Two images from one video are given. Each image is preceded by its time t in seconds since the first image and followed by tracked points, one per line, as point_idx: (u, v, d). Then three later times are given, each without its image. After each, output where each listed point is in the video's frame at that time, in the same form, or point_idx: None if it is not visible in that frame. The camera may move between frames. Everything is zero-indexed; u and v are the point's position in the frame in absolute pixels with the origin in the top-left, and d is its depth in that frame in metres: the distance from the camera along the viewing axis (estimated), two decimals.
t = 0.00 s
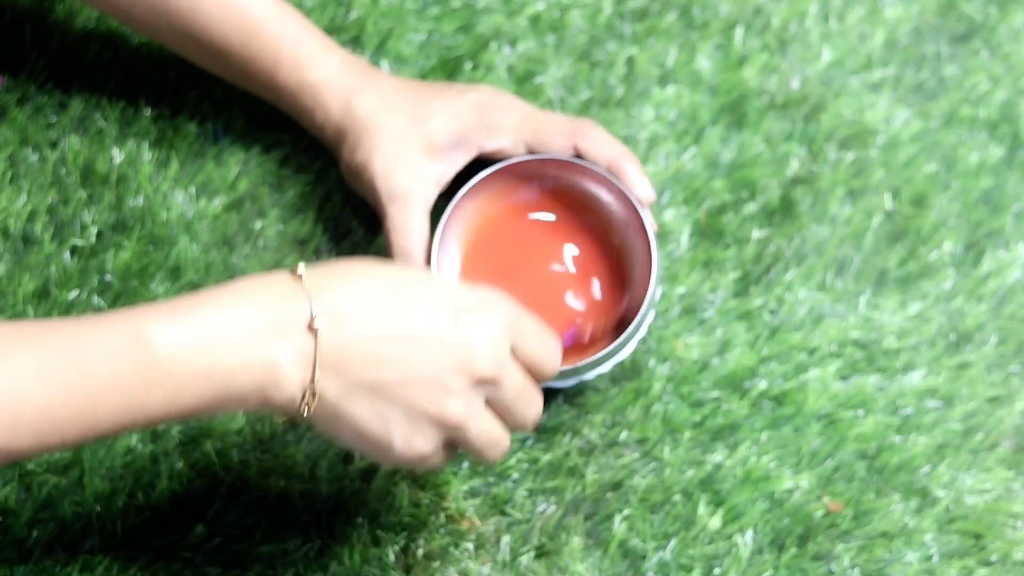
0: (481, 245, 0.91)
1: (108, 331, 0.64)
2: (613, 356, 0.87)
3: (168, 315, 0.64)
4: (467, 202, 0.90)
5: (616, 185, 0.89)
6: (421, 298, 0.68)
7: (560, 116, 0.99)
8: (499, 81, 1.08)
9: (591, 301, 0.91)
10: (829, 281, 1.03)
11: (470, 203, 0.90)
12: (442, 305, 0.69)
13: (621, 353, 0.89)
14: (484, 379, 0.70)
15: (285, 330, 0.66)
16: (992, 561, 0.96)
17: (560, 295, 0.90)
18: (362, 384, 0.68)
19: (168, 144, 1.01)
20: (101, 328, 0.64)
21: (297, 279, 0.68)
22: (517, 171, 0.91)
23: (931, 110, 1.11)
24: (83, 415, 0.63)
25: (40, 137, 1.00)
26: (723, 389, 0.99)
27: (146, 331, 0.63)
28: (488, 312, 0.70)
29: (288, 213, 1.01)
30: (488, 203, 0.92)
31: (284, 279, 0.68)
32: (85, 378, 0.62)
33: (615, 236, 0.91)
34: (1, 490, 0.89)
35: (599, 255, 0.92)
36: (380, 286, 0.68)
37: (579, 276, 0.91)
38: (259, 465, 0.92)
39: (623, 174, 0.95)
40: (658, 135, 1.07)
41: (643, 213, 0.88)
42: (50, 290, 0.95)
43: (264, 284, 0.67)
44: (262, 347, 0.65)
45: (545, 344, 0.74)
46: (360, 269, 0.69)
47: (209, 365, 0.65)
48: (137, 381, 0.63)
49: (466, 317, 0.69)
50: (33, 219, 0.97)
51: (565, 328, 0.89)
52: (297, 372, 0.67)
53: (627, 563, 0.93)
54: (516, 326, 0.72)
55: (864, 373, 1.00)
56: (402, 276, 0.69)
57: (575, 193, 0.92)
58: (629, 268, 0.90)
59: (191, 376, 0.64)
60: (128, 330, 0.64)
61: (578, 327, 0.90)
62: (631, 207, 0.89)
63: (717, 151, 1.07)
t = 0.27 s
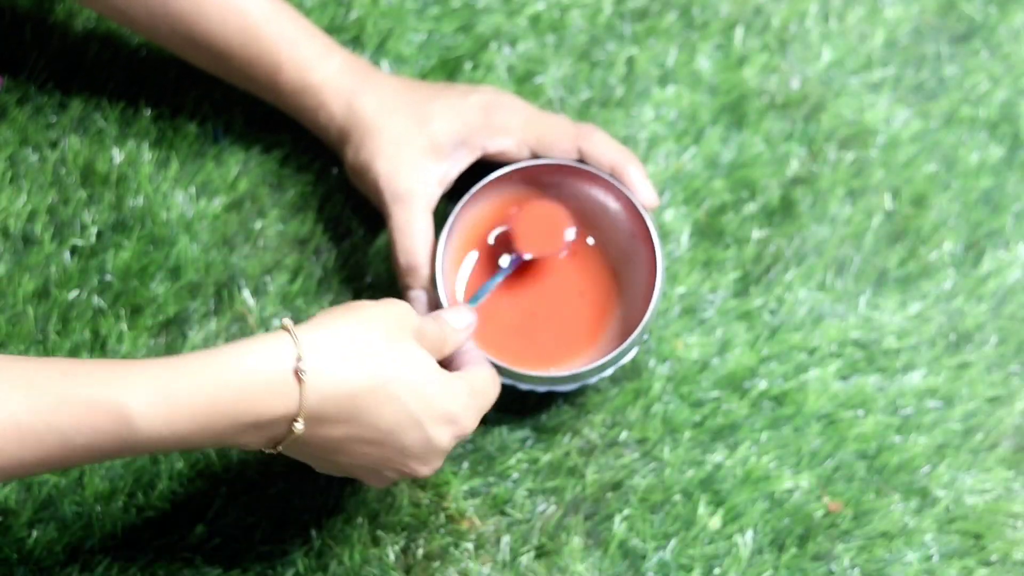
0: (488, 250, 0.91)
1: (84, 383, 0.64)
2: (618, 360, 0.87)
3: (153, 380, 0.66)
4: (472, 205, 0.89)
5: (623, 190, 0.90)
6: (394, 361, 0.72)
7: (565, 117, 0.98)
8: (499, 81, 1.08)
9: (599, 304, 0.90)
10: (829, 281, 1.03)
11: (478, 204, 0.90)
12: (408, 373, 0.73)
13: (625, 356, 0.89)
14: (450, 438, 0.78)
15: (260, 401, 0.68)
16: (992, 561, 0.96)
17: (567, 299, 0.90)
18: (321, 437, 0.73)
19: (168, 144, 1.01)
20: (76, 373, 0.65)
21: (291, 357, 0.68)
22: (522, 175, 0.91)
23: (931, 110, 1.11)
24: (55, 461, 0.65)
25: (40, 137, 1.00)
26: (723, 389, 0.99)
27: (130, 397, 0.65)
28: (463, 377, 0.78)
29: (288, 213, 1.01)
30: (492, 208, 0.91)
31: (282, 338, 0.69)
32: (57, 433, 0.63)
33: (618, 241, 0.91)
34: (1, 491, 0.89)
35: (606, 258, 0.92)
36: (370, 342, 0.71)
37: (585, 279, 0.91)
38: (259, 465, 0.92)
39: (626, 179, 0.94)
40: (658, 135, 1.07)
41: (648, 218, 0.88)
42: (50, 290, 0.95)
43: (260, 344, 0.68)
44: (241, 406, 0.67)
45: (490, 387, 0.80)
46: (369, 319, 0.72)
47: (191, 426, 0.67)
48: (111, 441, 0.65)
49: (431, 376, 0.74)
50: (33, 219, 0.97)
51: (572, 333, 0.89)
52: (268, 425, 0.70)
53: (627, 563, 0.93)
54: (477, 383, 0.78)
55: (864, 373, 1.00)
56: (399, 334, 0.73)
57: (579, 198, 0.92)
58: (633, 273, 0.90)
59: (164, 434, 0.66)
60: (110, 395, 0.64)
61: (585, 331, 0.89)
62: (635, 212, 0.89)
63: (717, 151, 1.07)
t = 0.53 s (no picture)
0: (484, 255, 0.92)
1: (59, 322, 0.65)
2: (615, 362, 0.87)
3: (119, 303, 0.64)
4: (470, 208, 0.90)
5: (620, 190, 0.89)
6: (378, 270, 0.65)
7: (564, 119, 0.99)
8: (499, 81, 1.08)
9: (598, 307, 0.90)
10: (829, 281, 1.03)
11: (473, 212, 0.90)
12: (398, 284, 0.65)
13: (624, 358, 0.88)
14: (463, 372, 0.68)
15: (237, 315, 0.64)
16: (994, 561, 0.95)
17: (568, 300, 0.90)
18: (325, 380, 0.67)
19: (167, 143, 1.01)
20: (58, 316, 0.65)
21: (251, 257, 0.65)
22: (519, 176, 0.90)
23: (932, 109, 1.11)
24: (47, 402, 0.64)
25: (40, 137, 1.00)
26: (724, 389, 0.98)
27: (98, 322, 0.64)
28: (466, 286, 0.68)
29: (287, 213, 1.00)
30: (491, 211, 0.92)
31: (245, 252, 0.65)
32: (36, 369, 0.63)
33: (618, 243, 0.91)
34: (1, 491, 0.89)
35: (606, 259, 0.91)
36: (345, 260, 0.65)
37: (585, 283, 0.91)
38: (258, 465, 0.92)
39: (626, 182, 0.95)
40: (658, 135, 1.07)
41: (646, 218, 0.87)
42: (49, 291, 0.94)
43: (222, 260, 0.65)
44: (211, 321, 0.63)
45: (514, 309, 0.71)
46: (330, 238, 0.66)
47: (168, 355, 0.64)
48: (89, 371, 0.64)
49: (427, 290, 0.66)
50: (32, 219, 0.97)
51: (572, 335, 0.89)
52: (252, 350, 0.65)
53: (627, 564, 0.93)
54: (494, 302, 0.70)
55: (865, 374, 1.00)
56: (372, 241, 0.67)
57: (577, 199, 0.92)
58: (633, 276, 0.90)
59: (139, 360, 0.64)
60: (82, 322, 0.64)
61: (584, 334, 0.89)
62: (633, 214, 0.89)
63: (717, 151, 1.07)
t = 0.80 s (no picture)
0: (486, 240, 0.88)
1: (82, 404, 0.64)
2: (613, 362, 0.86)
3: (163, 397, 0.66)
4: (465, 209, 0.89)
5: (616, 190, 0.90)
6: (389, 382, 0.72)
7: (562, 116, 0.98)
8: (499, 82, 1.09)
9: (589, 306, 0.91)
10: (828, 281, 1.03)
11: (469, 210, 0.89)
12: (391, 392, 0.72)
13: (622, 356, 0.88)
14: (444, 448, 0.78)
15: (274, 438, 0.69)
16: (991, 560, 0.96)
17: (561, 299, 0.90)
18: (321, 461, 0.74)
19: (168, 144, 1.02)
20: (91, 391, 0.65)
21: (298, 377, 0.68)
22: (515, 175, 0.91)
23: (930, 110, 1.11)
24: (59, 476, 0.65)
25: (41, 138, 1.00)
26: (723, 389, 0.99)
27: (133, 416, 0.65)
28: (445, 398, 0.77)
29: (289, 213, 1.01)
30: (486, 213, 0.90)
31: (288, 357, 0.69)
32: (54, 445, 0.63)
33: (612, 243, 0.93)
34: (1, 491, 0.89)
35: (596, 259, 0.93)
36: (361, 372, 0.71)
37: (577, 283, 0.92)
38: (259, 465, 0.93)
39: (618, 178, 0.92)
40: (657, 135, 1.08)
41: (643, 219, 0.88)
42: (51, 291, 0.94)
43: (269, 361, 0.68)
44: (245, 437, 0.68)
45: (462, 394, 0.79)
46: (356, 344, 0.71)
47: (202, 446, 0.67)
48: (118, 456, 0.65)
49: (422, 399, 0.74)
50: (33, 220, 0.97)
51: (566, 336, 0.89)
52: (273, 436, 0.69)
53: (627, 563, 0.93)
54: (465, 395, 0.79)
55: (863, 373, 1.01)
56: (390, 353, 0.73)
57: (571, 198, 0.93)
58: (626, 275, 0.92)
59: (169, 451, 0.67)
60: (123, 412, 0.65)
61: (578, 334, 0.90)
62: (629, 210, 0.89)
63: (717, 152, 1.07)
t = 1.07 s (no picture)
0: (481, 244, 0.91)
1: (49, 328, 0.66)
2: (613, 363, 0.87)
3: (109, 311, 0.65)
4: (467, 206, 0.89)
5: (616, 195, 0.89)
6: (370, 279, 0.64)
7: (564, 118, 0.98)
8: (499, 81, 1.08)
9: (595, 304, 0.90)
10: (829, 281, 1.03)
11: (467, 214, 0.90)
12: (389, 295, 0.65)
13: (622, 358, 0.88)
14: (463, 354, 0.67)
15: (223, 325, 0.64)
16: (993, 561, 0.96)
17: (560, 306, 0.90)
18: (315, 388, 0.69)
19: (168, 144, 1.01)
20: (56, 316, 0.67)
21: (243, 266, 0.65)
22: (513, 178, 0.90)
23: (932, 110, 1.11)
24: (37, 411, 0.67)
25: (40, 137, 1.00)
26: (724, 389, 0.98)
27: (92, 329, 0.65)
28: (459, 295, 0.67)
29: (288, 213, 1.00)
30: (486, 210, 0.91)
31: (240, 256, 0.65)
32: (30, 373, 0.65)
33: (612, 247, 0.91)
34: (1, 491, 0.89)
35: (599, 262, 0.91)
36: (325, 265, 0.64)
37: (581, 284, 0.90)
38: (259, 465, 0.92)
39: (621, 183, 0.94)
40: (658, 135, 1.07)
41: (642, 224, 0.88)
42: (48, 290, 0.95)
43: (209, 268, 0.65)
44: (194, 331, 0.64)
45: (506, 322, 0.70)
46: (329, 246, 0.65)
47: (155, 361, 0.66)
48: (80, 375, 0.66)
49: (419, 303, 0.65)
50: (32, 219, 0.97)
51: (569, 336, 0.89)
52: (241, 358, 0.67)
53: (627, 564, 0.93)
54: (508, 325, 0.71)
55: (865, 374, 1.00)
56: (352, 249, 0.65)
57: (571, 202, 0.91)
58: (627, 278, 0.90)
59: (132, 368, 0.65)
60: (70, 328, 0.66)
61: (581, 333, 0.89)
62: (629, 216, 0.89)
63: (717, 151, 1.07)
